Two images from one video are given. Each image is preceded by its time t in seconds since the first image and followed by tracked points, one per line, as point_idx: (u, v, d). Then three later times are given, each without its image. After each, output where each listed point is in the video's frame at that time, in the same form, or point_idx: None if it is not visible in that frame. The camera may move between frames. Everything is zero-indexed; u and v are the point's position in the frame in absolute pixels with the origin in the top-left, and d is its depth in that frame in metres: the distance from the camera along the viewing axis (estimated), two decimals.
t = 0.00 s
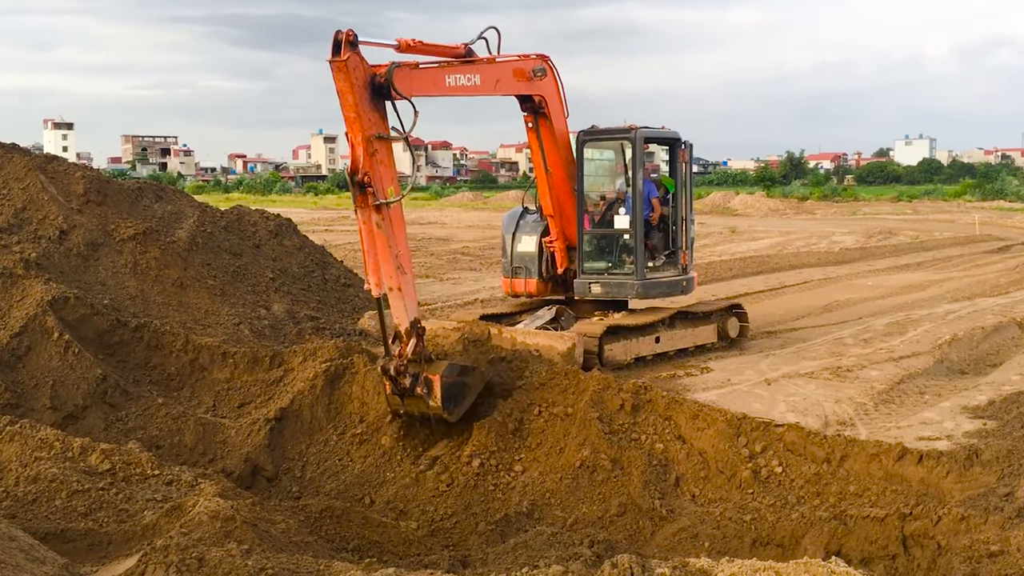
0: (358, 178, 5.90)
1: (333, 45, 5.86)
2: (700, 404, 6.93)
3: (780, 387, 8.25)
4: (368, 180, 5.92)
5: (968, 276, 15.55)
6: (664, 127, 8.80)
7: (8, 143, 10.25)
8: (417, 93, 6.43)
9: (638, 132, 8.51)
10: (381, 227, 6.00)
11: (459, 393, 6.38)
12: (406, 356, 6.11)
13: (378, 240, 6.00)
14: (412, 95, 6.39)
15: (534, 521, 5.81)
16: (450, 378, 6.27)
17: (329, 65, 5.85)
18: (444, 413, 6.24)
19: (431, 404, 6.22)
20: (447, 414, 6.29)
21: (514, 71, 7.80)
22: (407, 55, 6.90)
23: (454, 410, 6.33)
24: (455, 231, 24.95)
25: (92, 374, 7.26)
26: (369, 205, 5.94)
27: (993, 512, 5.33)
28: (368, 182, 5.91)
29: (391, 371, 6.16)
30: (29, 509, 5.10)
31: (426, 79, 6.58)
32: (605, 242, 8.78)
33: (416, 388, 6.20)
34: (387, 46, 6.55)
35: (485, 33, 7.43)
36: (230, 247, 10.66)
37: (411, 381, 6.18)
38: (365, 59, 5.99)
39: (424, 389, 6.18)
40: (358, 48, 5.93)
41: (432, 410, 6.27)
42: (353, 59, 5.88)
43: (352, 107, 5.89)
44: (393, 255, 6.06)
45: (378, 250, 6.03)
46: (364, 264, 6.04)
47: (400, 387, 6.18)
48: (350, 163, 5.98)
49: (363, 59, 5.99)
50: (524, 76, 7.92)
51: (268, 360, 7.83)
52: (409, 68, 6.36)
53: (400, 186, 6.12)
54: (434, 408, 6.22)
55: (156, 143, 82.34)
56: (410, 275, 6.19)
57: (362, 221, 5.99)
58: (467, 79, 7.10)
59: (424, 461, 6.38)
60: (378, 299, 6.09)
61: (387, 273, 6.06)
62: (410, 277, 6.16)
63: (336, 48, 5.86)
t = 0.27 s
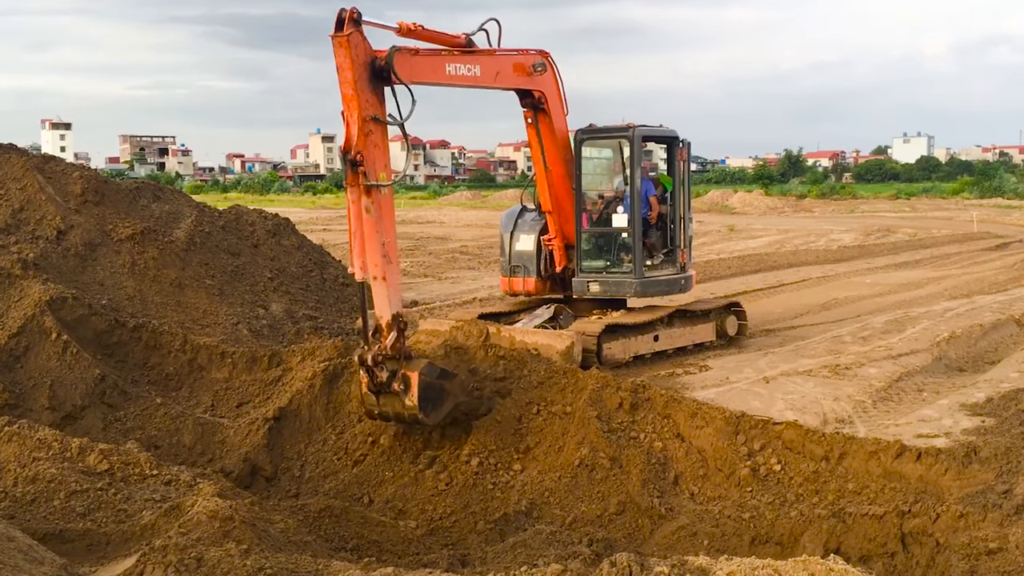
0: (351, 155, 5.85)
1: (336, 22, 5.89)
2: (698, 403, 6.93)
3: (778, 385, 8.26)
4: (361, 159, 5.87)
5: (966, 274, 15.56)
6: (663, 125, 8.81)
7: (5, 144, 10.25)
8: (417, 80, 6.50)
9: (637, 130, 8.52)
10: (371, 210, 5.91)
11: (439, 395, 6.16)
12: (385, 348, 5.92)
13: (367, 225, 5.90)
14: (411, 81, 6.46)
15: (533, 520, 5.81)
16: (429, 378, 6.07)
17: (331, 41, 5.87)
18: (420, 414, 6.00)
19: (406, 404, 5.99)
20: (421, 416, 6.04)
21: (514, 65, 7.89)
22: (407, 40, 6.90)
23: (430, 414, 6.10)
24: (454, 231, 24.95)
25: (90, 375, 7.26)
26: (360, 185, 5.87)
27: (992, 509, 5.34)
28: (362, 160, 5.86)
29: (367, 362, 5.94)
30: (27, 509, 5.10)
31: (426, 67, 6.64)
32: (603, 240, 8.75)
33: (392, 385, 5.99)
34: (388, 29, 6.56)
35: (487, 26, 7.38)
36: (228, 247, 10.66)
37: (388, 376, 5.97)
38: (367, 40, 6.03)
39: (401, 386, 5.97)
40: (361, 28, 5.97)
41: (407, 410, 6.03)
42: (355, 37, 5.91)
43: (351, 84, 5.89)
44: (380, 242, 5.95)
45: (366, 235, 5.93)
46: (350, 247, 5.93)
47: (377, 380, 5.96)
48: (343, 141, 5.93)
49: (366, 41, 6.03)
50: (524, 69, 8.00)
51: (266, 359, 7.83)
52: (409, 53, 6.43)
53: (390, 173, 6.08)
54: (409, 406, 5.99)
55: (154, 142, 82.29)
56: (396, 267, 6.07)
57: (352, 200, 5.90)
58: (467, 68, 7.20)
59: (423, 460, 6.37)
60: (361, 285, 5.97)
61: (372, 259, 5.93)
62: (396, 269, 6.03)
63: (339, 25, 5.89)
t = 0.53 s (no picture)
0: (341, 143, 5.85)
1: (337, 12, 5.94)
2: (697, 401, 6.94)
3: (777, 384, 8.26)
4: (351, 147, 5.89)
5: (965, 272, 15.57)
6: (660, 124, 8.79)
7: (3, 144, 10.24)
8: (415, 76, 6.56)
9: (634, 129, 8.51)
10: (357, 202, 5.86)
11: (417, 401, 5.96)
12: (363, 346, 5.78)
13: (354, 217, 5.86)
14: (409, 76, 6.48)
15: (532, 519, 5.81)
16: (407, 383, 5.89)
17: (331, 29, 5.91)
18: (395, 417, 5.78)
19: (381, 407, 5.79)
20: (396, 421, 5.81)
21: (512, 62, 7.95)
22: (404, 33, 6.92)
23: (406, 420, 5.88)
24: (452, 230, 24.96)
25: (89, 375, 7.25)
26: (348, 173, 5.85)
27: (991, 507, 5.34)
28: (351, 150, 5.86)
29: (345, 358, 5.78)
30: (26, 510, 5.09)
31: (425, 63, 6.68)
32: (601, 239, 8.75)
33: (368, 385, 5.81)
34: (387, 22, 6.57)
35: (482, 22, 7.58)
36: (226, 246, 10.65)
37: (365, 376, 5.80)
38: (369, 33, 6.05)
39: (377, 386, 5.78)
40: (362, 20, 5.99)
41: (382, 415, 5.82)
42: (355, 28, 5.93)
43: (347, 74, 5.90)
44: (365, 236, 5.88)
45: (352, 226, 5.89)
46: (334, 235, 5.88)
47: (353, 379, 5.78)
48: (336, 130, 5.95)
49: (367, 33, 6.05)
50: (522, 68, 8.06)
51: (265, 359, 7.83)
52: (409, 48, 6.48)
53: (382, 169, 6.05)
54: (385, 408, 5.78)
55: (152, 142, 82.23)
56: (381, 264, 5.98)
57: (339, 188, 5.87)
58: (466, 65, 7.27)
59: (421, 459, 6.36)
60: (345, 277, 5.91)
61: (356, 253, 5.86)
62: (380, 266, 5.95)
63: (340, 15, 5.93)
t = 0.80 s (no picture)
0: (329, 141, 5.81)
1: (332, 13, 5.97)
2: (696, 401, 6.94)
3: (776, 384, 8.27)
4: (338, 145, 5.85)
5: (964, 272, 15.58)
6: (658, 124, 8.80)
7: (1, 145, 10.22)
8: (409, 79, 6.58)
9: (632, 129, 8.51)
10: (341, 202, 5.80)
11: (390, 411, 5.78)
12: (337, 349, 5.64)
13: (337, 217, 5.80)
14: (402, 80, 6.48)
15: (532, 519, 5.81)
16: (380, 392, 5.70)
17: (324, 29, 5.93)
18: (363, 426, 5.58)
19: (351, 414, 5.59)
20: (367, 430, 5.60)
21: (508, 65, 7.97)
22: (398, 35, 6.90)
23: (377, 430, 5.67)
24: (451, 230, 24.96)
25: (88, 376, 7.25)
26: (334, 172, 5.80)
27: (990, 506, 5.34)
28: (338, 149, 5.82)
29: (317, 358, 5.62)
30: (25, 510, 5.09)
31: (418, 66, 6.68)
32: (599, 239, 8.76)
33: (339, 390, 5.63)
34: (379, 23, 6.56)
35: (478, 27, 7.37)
36: (225, 247, 10.64)
37: (337, 379, 5.64)
38: (361, 37, 6.09)
39: (348, 391, 5.59)
40: (356, 22, 6.04)
41: (351, 422, 5.62)
42: (349, 29, 5.97)
43: (339, 74, 5.91)
44: (347, 238, 5.82)
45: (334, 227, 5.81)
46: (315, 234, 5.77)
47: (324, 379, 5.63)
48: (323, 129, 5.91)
49: (359, 36, 6.10)
50: (518, 69, 8.06)
51: (264, 360, 7.82)
52: (402, 52, 6.50)
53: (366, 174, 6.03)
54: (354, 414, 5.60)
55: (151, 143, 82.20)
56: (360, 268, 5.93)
57: (323, 186, 5.80)
58: (460, 67, 7.29)
59: (420, 459, 6.35)
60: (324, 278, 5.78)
61: (337, 254, 5.78)
62: (359, 270, 5.89)
63: (335, 16, 5.96)
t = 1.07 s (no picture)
0: (313, 134, 5.88)
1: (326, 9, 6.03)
2: (695, 402, 6.95)
3: (776, 384, 8.28)
4: (323, 139, 5.91)
5: (963, 273, 15.59)
6: (657, 125, 8.79)
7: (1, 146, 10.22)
8: (402, 79, 6.61)
9: (630, 130, 8.52)
10: (321, 196, 5.84)
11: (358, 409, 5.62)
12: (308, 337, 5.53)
13: (319, 211, 5.83)
14: (395, 80, 6.54)
15: (531, 520, 5.81)
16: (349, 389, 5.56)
17: (318, 24, 6.00)
18: (326, 417, 5.39)
19: (314, 406, 5.40)
20: (329, 426, 5.40)
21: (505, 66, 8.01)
22: (389, 35, 6.90)
23: (339, 429, 5.47)
24: (451, 231, 24.95)
25: (88, 377, 7.25)
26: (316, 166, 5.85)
27: (989, 507, 5.34)
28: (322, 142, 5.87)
29: (287, 343, 5.48)
30: (24, 511, 5.09)
31: (411, 67, 6.74)
32: (597, 241, 8.78)
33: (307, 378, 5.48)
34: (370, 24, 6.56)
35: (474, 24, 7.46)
36: (224, 248, 10.65)
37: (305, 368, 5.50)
38: (354, 35, 6.15)
39: (316, 380, 5.45)
40: (349, 21, 6.09)
41: (313, 416, 5.43)
42: (341, 26, 6.03)
43: (328, 69, 5.97)
44: (326, 233, 5.86)
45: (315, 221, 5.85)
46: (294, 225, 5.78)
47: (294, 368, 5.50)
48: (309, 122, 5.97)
49: (353, 36, 6.16)
50: (515, 70, 8.10)
51: (264, 361, 7.82)
52: (394, 53, 6.55)
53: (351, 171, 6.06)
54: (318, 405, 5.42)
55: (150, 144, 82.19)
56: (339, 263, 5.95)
57: (304, 178, 5.83)
58: (455, 67, 7.33)
59: (420, 460, 6.36)
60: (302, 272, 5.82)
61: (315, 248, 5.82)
62: (337, 266, 5.89)
63: (328, 12, 6.03)
